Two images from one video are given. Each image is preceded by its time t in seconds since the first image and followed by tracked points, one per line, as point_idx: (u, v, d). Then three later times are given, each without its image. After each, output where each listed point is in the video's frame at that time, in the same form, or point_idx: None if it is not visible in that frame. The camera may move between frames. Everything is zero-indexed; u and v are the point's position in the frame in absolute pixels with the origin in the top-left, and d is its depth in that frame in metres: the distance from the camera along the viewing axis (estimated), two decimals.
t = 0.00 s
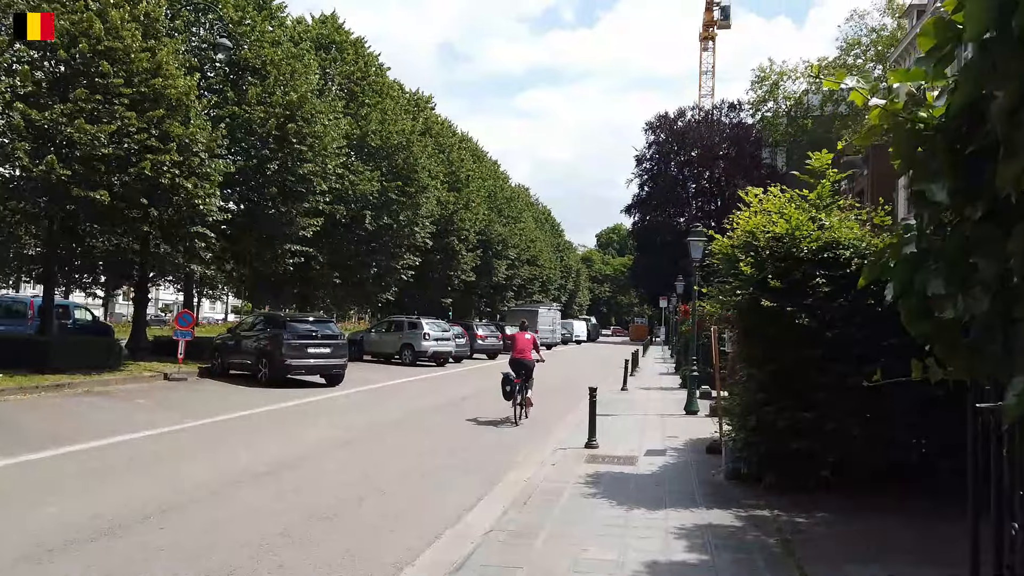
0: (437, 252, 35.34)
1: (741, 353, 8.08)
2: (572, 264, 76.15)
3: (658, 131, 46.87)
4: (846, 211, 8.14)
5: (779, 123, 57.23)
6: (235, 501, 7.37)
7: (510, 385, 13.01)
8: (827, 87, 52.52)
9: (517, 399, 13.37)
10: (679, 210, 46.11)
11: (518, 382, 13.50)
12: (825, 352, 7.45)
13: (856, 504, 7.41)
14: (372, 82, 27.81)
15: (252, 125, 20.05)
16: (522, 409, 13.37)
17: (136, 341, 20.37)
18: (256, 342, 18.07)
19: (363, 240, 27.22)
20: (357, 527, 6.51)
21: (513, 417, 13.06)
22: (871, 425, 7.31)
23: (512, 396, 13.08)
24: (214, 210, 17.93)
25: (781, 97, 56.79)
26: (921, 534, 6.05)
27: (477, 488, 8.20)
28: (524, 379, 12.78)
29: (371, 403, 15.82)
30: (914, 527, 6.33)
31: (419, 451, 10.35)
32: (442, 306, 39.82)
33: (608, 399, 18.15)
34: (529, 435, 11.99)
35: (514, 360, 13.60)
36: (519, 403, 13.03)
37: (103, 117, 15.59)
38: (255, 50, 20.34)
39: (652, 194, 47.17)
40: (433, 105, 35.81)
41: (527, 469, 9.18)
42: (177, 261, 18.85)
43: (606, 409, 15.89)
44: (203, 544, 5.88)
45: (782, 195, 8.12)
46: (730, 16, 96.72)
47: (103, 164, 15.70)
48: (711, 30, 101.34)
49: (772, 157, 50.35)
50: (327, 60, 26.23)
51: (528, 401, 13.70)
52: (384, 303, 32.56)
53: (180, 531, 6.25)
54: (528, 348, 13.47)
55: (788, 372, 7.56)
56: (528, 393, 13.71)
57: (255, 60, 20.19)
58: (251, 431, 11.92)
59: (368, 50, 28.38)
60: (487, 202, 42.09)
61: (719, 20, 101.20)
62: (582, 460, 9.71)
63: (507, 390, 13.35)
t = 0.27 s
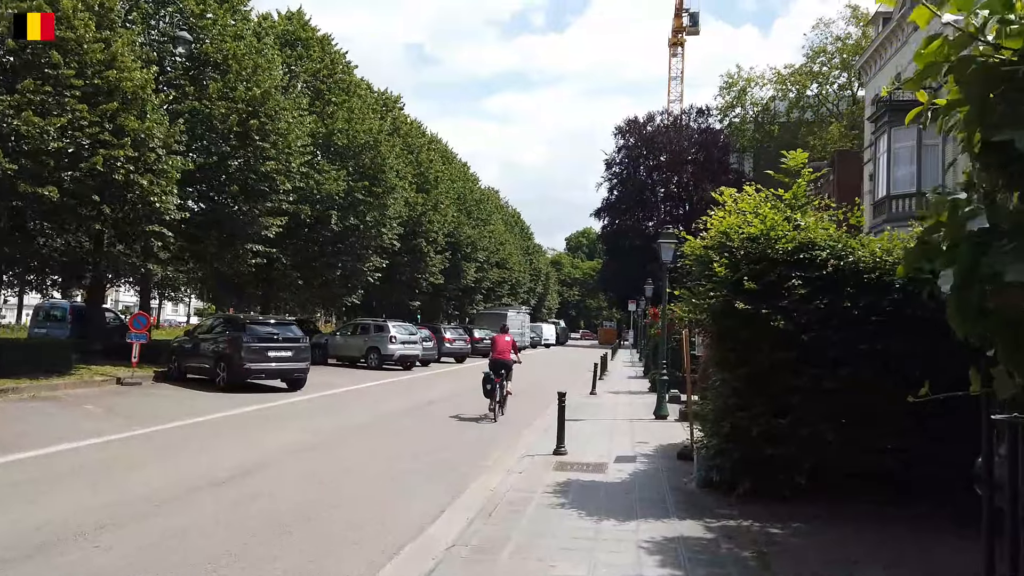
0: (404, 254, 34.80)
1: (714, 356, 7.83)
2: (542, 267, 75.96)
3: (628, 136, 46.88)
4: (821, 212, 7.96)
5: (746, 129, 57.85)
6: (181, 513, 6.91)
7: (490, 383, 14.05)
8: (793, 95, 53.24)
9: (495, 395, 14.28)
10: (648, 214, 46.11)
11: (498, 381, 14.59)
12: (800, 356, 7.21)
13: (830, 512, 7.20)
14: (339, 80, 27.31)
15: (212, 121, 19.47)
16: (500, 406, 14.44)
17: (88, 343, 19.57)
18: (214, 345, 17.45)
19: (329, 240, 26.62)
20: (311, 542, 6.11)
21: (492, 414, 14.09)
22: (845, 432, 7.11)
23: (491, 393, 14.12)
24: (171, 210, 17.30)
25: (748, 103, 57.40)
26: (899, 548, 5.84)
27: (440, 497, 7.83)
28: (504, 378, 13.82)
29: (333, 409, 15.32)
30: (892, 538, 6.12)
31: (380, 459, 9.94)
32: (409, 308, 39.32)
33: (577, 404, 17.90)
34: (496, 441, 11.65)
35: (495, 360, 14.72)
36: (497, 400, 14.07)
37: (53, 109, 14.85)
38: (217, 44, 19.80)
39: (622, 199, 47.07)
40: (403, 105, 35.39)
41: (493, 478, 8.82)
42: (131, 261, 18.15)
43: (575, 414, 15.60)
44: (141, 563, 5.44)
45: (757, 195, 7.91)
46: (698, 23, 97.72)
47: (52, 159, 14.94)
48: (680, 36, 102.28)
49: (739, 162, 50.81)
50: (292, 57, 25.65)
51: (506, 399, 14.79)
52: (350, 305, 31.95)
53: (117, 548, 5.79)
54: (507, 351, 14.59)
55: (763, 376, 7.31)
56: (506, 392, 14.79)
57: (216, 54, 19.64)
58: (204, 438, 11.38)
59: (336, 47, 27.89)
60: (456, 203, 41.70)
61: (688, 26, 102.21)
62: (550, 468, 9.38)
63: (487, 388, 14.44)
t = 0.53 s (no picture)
0: (365, 256, 34.21)
1: (679, 363, 7.61)
2: (505, 270, 75.70)
3: (591, 140, 46.91)
4: (786, 215, 7.81)
5: (707, 135, 58.44)
6: (115, 531, 6.45)
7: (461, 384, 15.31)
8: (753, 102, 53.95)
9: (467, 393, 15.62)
10: (611, 218, 46.17)
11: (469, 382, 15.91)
12: (767, 361, 7.03)
13: (796, 522, 7.03)
14: (297, 78, 26.73)
15: (163, 117, 18.78)
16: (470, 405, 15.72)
17: (29, 347, 18.70)
18: (162, 349, 16.77)
19: (287, 242, 25.99)
20: (255, 561, 5.73)
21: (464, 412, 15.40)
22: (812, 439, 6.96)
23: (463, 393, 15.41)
24: (119, 208, 16.63)
25: (710, 110, 58.02)
26: (867, 560, 5.68)
27: (395, 511, 7.48)
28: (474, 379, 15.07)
29: (287, 415, 14.80)
30: (861, 550, 5.96)
31: (334, 469, 9.53)
32: (370, 311, 38.71)
33: (539, 409, 17.64)
34: (455, 449, 11.30)
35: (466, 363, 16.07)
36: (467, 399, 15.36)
37: None
38: (167, 37, 19.15)
39: (585, 203, 47.06)
40: (364, 106, 34.85)
41: (452, 488, 8.50)
42: (75, 262, 17.38)
43: (536, 419, 15.34)
44: None
45: (723, 196, 7.73)
46: (661, 29, 98.64)
47: None
48: (643, 42, 103.16)
49: (701, 168, 51.26)
50: (248, 52, 24.98)
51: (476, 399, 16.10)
52: (309, 308, 31.26)
53: (39, 571, 5.33)
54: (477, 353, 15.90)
55: (729, 382, 7.11)
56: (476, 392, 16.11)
57: (167, 48, 18.98)
58: (148, 447, 10.82)
59: (294, 45, 27.29)
60: (418, 205, 41.22)
61: (650, 33, 103.16)
62: (510, 477, 9.07)
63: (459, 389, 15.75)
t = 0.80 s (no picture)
0: (354, 258, 33.78)
1: (671, 365, 7.30)
2: (496, 273, 75.30)
3: (582, 143, 46.66)
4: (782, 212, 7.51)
5: (699, 138, 58.30)
6: (75, 543, 6.06)
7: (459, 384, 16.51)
8: (744, 104, 53.83)
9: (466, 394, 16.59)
10: (602, 221, 45.88)
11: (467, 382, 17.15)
12: (764, 363, 6.69)
13: (795, 532, 6.69)
14: (284, 76, 26.37)
15: (144, 114, 18.36)
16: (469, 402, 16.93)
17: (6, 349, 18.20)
18: (142, 352, 16.33)
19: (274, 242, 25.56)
20: None
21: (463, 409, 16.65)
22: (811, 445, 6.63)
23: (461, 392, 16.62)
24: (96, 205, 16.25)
25: (701, 112, 57.89)
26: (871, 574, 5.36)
27: (374, 521, 7.10)
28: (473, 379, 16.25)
29: (269, 420, 14.38)
30: (863, 563, 5.63)
31: (314, 477, 9.15)
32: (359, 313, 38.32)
33: (528, 413, 17.27)
34: (440, 455, 10.94)
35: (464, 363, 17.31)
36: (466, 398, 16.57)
37: None
38: (148, 33, 18.79)
39: (576, 206, 46.77)
40: (353, 106, 34.45)
41: (435, 496, 8.14)
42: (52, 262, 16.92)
43: (526, 424, 14.97)
44: None
45: (717, 191, 7.40)
46: (652, 32, 98.58)
47: None
48: (634, 45, 103.04)
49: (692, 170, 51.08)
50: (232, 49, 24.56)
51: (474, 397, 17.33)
52: (296, 310, 30.78)
53: None
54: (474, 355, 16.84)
55: (725, 385, 6.77)
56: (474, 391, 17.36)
57: (148, 43, 18.60)
58: (121, 453, 10.40)
59: (281, 43, 26.88)
60: (408, 207, 40.82)
61: (641, 36, 103.19)
62: (497, 485, 8.69)
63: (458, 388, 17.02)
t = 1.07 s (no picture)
0: (350, 261, 33.44)
1: (673, 371, 7.00)
2: (494, 276, 75.01)
3: (580, 146, 46.41)
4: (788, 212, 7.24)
5: (697, 141, 58.10)
6: (46, 561, 5.76)
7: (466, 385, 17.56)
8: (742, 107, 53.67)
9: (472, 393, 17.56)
10: (600, 224, 45.61)
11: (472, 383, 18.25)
12: (771, 369, 6.40)
13: (804, 547, 6.38)
14: (279, 77, 26.10)
15: (134, 114, 18.05)
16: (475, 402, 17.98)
17: None
18: (131, 357, 16.00)
19: (268, 245, 25.26)
20: None
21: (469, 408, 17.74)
22: (820, 456, 6.33)
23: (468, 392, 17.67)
24: (85, 207, 15.96)
25: (699, 115, 57.71)
26: None
27: (362, 536, 6.79)
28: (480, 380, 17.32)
29: (260, 427, 14.06)
30: None
31: (302, 487, 8.83)
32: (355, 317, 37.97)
33: (525, 419, 16.97)
34: (434, 463, 10.62)
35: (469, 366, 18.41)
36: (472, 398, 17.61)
37: None
38: (140, 32, 18.52)
39: (574, 209, 46.51)
40: (348, 108, 34.17)
41: (428, 508, 7.83)
42: (40, 265, 16.60)
43: (523, 430, 14.65)
44: None
45: (720, 191, 7.11)
46: (649, 35, 98.48)
47: None
48: (632, 48, 102.86)
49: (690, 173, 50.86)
50: (226, 50, 24.32)
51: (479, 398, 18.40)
52: (291, 313, 30.44)
53: None
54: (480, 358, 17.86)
55: (729, 393, 6.47)
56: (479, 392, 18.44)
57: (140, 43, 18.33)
58: (104, 463, 10.08)
59: (275, 43, 26.60)
60: (405, 210, 40.52)
61: (639, 39, 103.09)
62: (492, 496, 8.38)
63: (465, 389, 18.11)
